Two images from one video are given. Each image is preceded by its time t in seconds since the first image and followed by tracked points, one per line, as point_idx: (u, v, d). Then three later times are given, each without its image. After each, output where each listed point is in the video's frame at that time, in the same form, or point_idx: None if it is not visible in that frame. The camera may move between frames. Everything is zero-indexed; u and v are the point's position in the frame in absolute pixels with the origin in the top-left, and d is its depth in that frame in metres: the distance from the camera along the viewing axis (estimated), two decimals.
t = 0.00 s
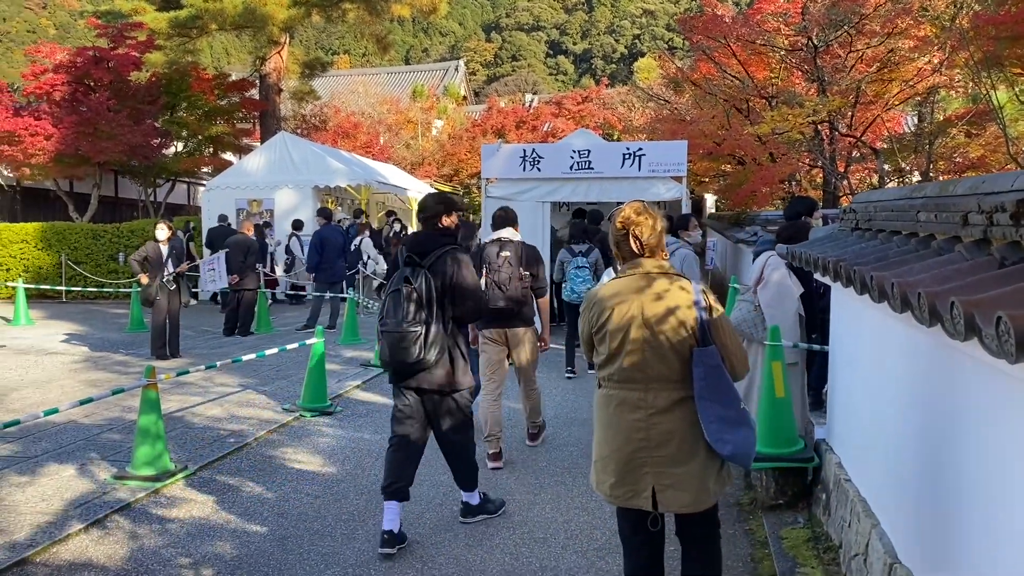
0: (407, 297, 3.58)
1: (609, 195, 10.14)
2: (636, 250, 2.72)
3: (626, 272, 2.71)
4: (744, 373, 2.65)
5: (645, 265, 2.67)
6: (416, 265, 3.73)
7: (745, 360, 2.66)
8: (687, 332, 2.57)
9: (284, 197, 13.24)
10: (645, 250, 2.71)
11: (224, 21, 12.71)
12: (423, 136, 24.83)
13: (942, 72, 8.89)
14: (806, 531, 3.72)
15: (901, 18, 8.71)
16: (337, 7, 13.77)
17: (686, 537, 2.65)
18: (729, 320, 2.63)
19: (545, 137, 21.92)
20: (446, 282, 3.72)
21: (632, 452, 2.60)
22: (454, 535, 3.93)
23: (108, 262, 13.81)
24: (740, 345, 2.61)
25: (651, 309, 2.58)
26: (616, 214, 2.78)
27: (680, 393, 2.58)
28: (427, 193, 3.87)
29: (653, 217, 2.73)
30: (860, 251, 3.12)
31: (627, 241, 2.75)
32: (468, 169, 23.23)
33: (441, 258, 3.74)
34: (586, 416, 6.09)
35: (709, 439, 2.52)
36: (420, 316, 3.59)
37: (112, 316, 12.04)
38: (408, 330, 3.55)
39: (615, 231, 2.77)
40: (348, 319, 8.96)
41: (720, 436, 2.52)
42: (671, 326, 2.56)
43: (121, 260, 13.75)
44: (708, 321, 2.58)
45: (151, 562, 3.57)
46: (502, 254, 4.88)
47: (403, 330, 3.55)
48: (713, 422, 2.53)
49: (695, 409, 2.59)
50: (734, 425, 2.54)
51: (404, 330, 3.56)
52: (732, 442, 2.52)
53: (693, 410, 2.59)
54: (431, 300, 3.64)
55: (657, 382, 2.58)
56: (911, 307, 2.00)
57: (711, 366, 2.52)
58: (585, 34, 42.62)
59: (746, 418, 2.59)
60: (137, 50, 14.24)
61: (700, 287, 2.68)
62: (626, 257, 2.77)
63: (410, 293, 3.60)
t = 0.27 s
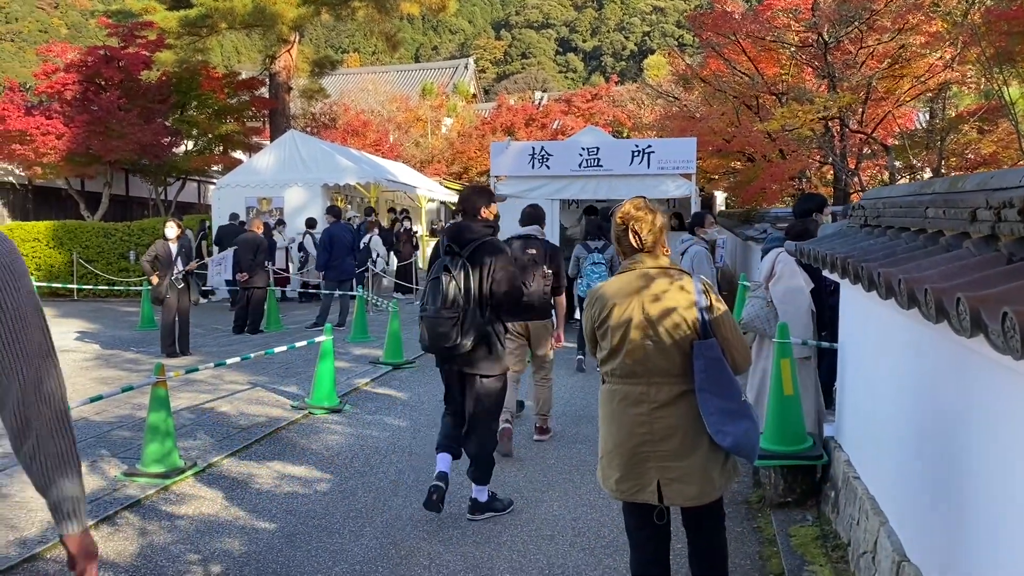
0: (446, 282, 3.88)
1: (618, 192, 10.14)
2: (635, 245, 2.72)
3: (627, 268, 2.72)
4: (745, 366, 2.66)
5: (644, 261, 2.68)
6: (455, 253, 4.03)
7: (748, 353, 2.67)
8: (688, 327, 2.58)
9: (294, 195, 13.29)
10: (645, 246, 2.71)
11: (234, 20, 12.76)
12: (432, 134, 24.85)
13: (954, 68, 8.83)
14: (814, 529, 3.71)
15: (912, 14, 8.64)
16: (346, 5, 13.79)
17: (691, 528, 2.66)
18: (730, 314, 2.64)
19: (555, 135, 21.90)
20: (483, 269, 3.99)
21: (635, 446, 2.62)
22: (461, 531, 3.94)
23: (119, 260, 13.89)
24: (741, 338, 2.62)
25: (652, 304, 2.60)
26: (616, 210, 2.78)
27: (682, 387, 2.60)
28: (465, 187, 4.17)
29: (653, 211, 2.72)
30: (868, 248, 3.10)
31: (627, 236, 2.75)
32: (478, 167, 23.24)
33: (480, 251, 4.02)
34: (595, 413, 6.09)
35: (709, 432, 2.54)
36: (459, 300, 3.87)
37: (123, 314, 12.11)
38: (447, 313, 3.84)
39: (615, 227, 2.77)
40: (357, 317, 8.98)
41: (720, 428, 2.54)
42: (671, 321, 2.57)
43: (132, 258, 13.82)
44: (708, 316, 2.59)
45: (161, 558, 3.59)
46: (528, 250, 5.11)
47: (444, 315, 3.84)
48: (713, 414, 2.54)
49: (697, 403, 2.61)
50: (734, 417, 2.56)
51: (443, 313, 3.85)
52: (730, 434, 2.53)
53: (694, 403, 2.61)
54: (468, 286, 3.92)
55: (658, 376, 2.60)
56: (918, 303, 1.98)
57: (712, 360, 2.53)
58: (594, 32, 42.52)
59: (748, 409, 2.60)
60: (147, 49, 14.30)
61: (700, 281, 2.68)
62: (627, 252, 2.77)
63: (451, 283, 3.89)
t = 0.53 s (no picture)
0: (474, 279, 4.01)
1: (625, 189, 10.15)
2: (642, 242, 2.73)
3: (635, 265, 2.73)
4: (754, 361, 2.68)
5: (653, 258, 2.69)
6: (481, 255, 4.19)
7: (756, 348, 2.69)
8: (698, 322, 2.60)
9: (302, 194, 13.25)
10: (653, 243, 2.72)
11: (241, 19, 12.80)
12: (440, 132, 24.87)
13: (963, 64, 8.79)
14: (820, 527, 3.70)
15: (920, 11, 8.59)
16: (353, 4, 13.80)
17: (694, 525, 2.68)
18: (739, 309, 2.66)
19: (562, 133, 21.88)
20: (507, 266, 4.14)
21: (646, 442, 2.62)
22: (467, 529, 3.95)
23: (127, 259, 13.95)
24: (750, 332, 2.63)
25: (662, 301, 2.61)
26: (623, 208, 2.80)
27: (693, 382, 2.61)
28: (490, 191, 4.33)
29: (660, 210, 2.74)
30: (875, 245, 3.09)
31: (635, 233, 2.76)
32: (484, 165, 23.25)
33: (501, 250, 4.16)
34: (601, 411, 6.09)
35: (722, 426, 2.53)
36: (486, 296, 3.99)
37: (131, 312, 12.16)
38: (475, 309, 3.97)
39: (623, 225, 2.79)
40: (364, 315, 8.98)
41: (732, 422, 2.53)
42: (682, 317, 2.59)
43: (140, 256, 13.88)
44: (717, 311, 2.60)
45: (168, 556, 3.61)
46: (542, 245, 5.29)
47: (469, 311, 3.95)
48: (725, 408, 2.54)
49: (707, 398, 2.62)
50: (747, 412, 2.55)
51: (471, 310, 3.97)
52: (744, 429, 2.52)
53: (705, 399, 2.62)
54: (494, 284, 4.05)
55: (668, 373, 2.61)
56: (924, 300, 1.98)
57: (723, 355, 2.54)
58: (602, 29, 42.43)
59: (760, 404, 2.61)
60: (155, 48, 14.35)
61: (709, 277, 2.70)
62: (635, 250, 2.78)
63: (474, 280, 3.99)
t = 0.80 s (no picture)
0: (487, 275, 4.29)
1: (629, 187, 10.21)
2: (657, 239, 2.82)
3: (647, 262, 2.80)
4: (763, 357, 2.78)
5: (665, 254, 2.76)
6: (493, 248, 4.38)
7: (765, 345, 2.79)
8: (712, 318, 2.69)
9: (305, 192, 13.25)
10: (666, 241, 2.80)
11: (245, 17, 12.83)
12: (443, 130, 24.86)
13: (968, 61, 8.75)
14: (825, 526, 3.69)
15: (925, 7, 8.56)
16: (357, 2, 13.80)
17: (700, 518, 2.77)
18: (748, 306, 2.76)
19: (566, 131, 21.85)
20: (519, 258, 4.31)
21: (659, 437, 2.68)
22: (471, 527, 3.95)
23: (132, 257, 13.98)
24: (760, 330, 2.75)
25: (675, 297, 2.69)
26: (636, 206, 2.88)
27: (706, 377, 2.69)
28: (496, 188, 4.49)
29: (673, 209, 2.83)
30: (879, 243, 3.08)
31: (649, 231, 2.84)
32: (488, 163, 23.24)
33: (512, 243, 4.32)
34: (605, 408, 6.08)
35: (739, 420, 2.60)
36: (500, 289, 4.25)
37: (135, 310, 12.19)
38: (491, 303, 4.24)
39: (637, 222, 2.86)
40: (368, 313, 8.99)
41: (750, 415, 2.59)
42: (696, 313, 2.67)
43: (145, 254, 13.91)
44: (730, 308, 2.71)
45: (172, 553, 3.62)
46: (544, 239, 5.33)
47: (487, 305, 4.23)
48: (742, 402, 2.59)
49: (719, 392, 2.70)
50: (762, 405, 2.60)
51: (489, 304, 4.25)
52: (762, 422, 2.58)
53: (718, 394, 2.70)
54: (507, 275, 4.27)
55: (682, 368, 2.68)
56: (929, 299, 1.97)
57: (737, 350, 2.62)
58: (605, 27, 42.35)
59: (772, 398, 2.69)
60: (159, 47, 14.36)
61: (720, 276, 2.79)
62: (647, 248, 2.86)
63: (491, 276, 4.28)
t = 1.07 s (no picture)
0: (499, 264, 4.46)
1: (629, 185, 10.17)
2: (669, 239, 2.85)
3: (659, 260, 2.85)
4: (773, 354, 2.82)
5: (677, 252, 2.81)
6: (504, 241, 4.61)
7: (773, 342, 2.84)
8: (721, 316, 2.74)
9: (306, 189, 13.23)
10: (678, 239, 2.84)
11: (246, 15, 12.83)
12: (445, 128, 24.85)
13: (969, 59, 8.74)
14: (826, 524, 3.68)
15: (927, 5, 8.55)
16: None
17: (706, 512, 2.82)
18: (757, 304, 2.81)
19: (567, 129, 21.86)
20: (529, 249, 4.49)
21: (669, 431, 2.74)
22: (471, 525, 3.96)
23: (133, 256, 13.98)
24: (769, 328, 2.79)
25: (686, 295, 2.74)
26: (649, 205, 2.92)
27: (716, 373, 2.74)
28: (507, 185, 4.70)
29: (688, 208, 2.85)
30: (881, 241, 3.08)
31: (661, 229, 2.88)
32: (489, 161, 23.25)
33: (524, 235, 4.52)
34: (606, 406, 6.09)
35: (746, 414, 2.66)
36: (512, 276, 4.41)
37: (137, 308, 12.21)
38: (503, 292, 4.38)
39: (650, 221, 2.91)
40: (369, 312, 8.99)
41: (758, 410, 2.65)
42: (706, 310, 2.73)
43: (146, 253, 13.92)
44: (741, 305, 2.75)
45: (173, 552, 3.62)
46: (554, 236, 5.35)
47: (498, 293, 4.37)
48: (749, 396, 2.65)
49: (729, 388, 2.75)
50: (771, 400, 2.66)
51: (500, 292, 4.39)
52: (768, 415, 2.64)
53: (727, 389, 2.76)
54: (519, 264, 4.46)
55: (691, 364, 2.74)
56: (931, 297, 1.97)
57: (747, 346, 2.67)
58: (607, 25, 42.31)
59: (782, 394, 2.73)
60: (161, 45, 14.37)
61: (730, 275, 2.84)
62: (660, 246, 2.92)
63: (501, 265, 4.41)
